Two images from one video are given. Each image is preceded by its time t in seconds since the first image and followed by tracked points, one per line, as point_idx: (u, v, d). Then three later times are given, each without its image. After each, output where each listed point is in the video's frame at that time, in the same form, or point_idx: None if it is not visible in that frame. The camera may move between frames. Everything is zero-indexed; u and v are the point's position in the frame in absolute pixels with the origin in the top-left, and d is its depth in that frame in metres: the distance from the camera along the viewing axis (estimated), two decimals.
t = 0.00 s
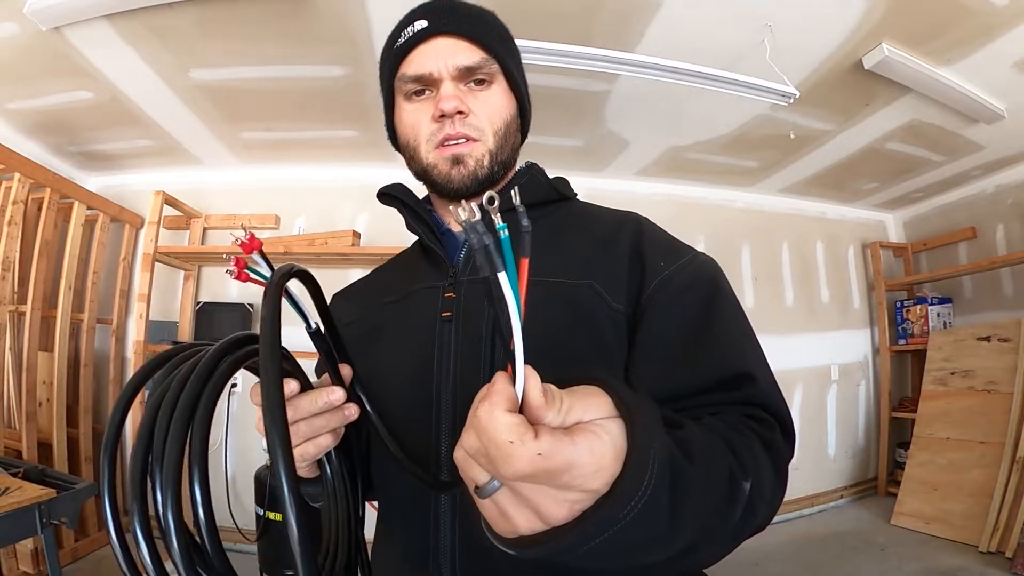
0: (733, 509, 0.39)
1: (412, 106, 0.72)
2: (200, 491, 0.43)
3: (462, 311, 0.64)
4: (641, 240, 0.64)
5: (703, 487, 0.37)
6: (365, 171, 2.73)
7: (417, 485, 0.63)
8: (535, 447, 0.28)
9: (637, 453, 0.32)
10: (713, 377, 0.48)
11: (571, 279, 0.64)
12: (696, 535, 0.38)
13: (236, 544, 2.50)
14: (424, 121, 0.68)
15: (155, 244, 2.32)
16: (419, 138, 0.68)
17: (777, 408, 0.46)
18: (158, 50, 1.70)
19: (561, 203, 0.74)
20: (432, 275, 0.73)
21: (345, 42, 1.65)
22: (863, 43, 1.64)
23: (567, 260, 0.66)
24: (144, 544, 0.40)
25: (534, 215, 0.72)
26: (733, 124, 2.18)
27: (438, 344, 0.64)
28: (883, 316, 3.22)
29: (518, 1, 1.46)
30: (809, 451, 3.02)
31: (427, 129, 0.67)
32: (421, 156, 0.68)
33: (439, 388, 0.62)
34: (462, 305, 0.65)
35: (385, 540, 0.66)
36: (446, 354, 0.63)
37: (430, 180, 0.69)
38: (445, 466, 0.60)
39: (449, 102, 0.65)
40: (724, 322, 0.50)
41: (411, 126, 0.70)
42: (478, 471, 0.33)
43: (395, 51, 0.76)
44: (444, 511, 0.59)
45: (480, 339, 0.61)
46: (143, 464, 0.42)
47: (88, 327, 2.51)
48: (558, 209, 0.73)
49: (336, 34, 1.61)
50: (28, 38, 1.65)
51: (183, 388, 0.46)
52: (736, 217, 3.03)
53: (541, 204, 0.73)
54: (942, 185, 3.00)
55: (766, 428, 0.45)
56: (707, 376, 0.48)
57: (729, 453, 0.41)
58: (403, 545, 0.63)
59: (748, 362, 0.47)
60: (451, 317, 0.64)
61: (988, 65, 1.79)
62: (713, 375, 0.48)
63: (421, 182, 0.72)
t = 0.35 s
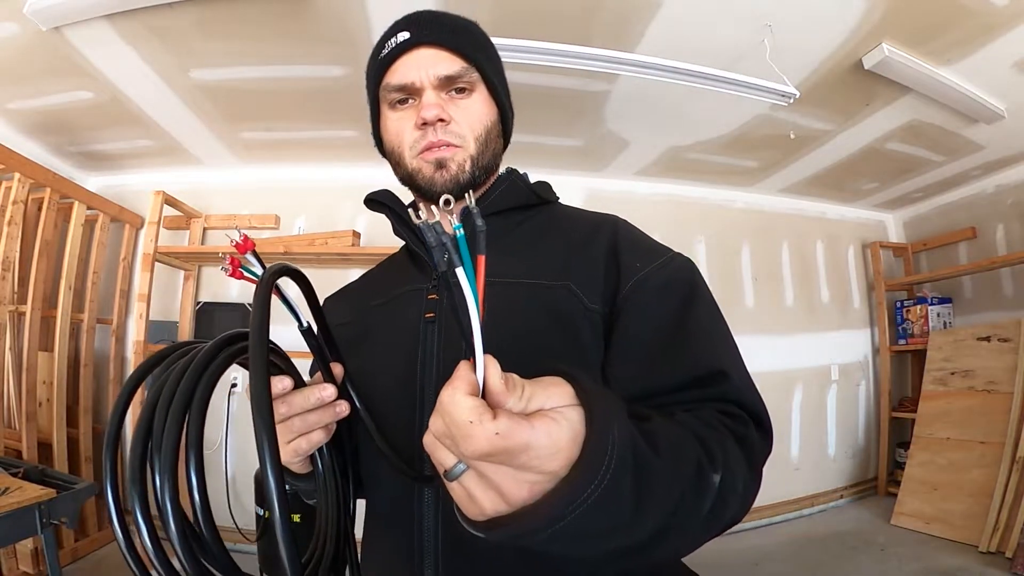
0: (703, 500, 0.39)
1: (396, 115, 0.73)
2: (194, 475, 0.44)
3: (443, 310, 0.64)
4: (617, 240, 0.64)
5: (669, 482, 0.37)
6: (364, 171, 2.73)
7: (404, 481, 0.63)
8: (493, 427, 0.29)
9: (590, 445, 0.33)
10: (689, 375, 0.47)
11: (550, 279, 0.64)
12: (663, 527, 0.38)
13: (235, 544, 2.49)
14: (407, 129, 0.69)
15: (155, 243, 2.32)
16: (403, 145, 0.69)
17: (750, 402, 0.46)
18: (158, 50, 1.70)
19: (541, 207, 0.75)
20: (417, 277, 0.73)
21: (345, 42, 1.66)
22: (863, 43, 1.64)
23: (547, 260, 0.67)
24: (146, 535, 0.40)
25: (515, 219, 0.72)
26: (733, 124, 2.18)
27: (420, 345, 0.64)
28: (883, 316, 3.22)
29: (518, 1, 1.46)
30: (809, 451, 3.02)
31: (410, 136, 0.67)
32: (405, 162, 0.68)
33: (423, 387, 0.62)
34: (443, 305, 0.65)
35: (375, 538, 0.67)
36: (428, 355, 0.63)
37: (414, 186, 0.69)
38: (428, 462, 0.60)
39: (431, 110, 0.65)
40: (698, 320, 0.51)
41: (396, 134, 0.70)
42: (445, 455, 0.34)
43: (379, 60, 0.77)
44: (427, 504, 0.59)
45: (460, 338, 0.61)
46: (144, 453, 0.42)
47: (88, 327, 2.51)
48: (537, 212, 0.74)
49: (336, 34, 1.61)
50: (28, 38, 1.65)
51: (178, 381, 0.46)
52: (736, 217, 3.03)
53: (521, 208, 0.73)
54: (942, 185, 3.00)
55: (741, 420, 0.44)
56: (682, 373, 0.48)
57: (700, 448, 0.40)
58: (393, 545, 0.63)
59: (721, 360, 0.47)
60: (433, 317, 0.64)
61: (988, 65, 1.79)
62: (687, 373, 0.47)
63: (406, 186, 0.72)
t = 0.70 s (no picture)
0: (673, 472, 0.42)
1: (380, 122, 0.72)
2: (204, 515, 0.47)
3: (434, 317, 0.65)
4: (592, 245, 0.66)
5: (645, 451, 0.41)
6: (364, 171, 2.73)
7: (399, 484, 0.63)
8: (502, 383, 0.34)
9: (577, 413, 0.38)
10: (654, 370, 0.50)
11: (532, 286, 0.64)
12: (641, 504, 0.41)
13: (236, 544, 2.49)
14: (392, 137, 0.68)
15: (155, 243, 2.31)
16: (387, 153, 0.68)
17: (719, 391, 0.49)
18: (158, 50, 1.70)
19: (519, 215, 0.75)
20: (400, 284, 0.72)
21: (345, 42, 1.65)
22: (863, 43, 1.64)
23: (527, 267, 0.66)
24: None
25: (494, 227, 0.72)
26: (734, 124, 2.18)
27: (409, 353, 0.65)
28: (883, 316, 3.22)
29: (518, 1, 1.46)
30: (808, 451, 3.02)
31: (395, 145, 0.67)
32: (389, 170, 0.67)
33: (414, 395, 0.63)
34: (432, 312, 0.65)
35: (369, 542, 0.67)
36: (418, 363, 0.64)
37: (397, 194, 0.69)
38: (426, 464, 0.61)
39: (417, 120, 0.66)
40: (667, 319, 0.52)
41: (380, 141, 0.70)
42: (458, 437, 0.38)
43: (366, 70, 0.77)
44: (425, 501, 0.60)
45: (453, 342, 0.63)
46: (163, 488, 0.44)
47: (88, 327, 2.51)
48: (515, 221, 0.74)
49: (336, 34, 1.62)
50: (28, 38, 1.65)
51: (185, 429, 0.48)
52: (736, 217, 3.03)
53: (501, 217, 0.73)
54: (942, 185, 3.00)
55: (704, 404, 0.47)
56: (652, 370, 0.50)
57: (667, 426, 0.44)
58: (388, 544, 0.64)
59: (689, 355, 0.49)
60: (422, 325, 0.65)
61: (989, 65, 1.79)
62: (656, 370, 0.50)
63: (390, 193, 0.71)
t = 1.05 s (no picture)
0: (679, 423, 0.44)
1: (385, 129, 0.72)
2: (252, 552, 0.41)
3: (452, 319, 0.66)
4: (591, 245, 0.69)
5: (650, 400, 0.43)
6: (364, 171, 2.73)
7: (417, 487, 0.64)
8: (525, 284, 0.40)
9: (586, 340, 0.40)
10: (651, 360, 0.53)
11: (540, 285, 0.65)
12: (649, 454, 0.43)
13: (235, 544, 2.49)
14: (399, 144, 0.69)
15: (155, 243, 2.30)
16: (393, 160, 0.69)
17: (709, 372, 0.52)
18: (158, 50, 1.71)
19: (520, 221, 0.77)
20: (411, 288, 0.71)
21: (345, 42, 1.65)
22: (863, 43, 1.64)
23: (532, 266, 0.67)
24: None
25: (500, 232, 0.73)
26: (733, 124, 2.18)
27: (426, 354, 0.66)
28: (883, 316, 3.22)
29: (517, 1, 1.46)
30: (808, 451, 3.02)
31: (401, 150, 0.68)
32: (396, 175, 0.69)
33: (434, 396, 0.65)
34: (447, 314, 0.67)
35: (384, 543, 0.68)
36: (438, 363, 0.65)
37: (403, 197, 0.70)
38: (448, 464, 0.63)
39: (425, 128, 0.67)
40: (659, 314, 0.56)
41: (386, 148, 0.70)
42: (503, 370, 0.38)
43: (373, 78, 0.76)
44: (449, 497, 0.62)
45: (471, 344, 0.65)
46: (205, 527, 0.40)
47: (88, 327, 2.51)
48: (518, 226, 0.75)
49: (336, 34, 1.62)
50: (28, 38, 1.65)
51: (232, 459, 0.44)
52: (736, 217, 3.02)
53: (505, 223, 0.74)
54: (942, 185, 3.00)
55: (693, 374, 0.51)
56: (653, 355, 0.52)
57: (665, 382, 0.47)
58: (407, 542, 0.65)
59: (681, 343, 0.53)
60: (439, 325, 0.66)
61: (989, 64, 1.79)
62: (654, 357, 0.52)
63: (395, 198, 0.72)
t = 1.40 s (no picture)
0: (711, 410, 0.53)
1: (451, 142, 0.73)
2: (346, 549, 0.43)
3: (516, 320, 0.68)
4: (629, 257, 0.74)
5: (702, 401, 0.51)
6: (364, 172, 2.73)
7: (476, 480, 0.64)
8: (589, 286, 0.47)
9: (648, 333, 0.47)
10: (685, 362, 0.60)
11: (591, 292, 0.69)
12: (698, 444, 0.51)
13: (236, 544, 2.49)
14: (464, 157, 0.71)
15: (155, 243, 2.29)
16: (457, 171, 0.70)
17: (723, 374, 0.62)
18: (158, 50, 1.70)
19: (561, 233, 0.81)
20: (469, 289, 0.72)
21: (345, 42, 1.65)
22: (863, 43, 1.64)
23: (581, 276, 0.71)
24: None
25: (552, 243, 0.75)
26: (734, 124, 2.18)
27: (488, 353, 0.67)
28: (883, 316, 3.22)
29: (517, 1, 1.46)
30: (808, 451, 3.02)
31: (467, 163, 0.70)
32: (459, 185, 0.70)
33: (496, 392, 0.66)
34: (511, 315, 0.68)
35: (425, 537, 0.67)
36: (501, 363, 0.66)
37: (463, 206, 0.72)
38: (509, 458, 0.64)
39: (491, 144, 0.69)
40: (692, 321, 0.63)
41: (451, 160, 0.72)
42: (595, 348, 0.42)
43: (446, 95, 0.78)
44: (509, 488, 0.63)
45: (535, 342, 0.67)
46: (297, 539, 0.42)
47: (87, 327, 2.50)
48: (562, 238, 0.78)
49: (336, 34, 1.62)
50: (27, 37, 1.65)
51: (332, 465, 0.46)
52: (736, 217, 3.02)
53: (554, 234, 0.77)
54: (942, 185, 3.00)
55: (721, 375, 0.58)
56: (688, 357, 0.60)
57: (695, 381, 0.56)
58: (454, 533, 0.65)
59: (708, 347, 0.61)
60: (503, 326, 0.67)
61: (989, 64, 1.79)
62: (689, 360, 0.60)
63: (455, 205, 0.74)
